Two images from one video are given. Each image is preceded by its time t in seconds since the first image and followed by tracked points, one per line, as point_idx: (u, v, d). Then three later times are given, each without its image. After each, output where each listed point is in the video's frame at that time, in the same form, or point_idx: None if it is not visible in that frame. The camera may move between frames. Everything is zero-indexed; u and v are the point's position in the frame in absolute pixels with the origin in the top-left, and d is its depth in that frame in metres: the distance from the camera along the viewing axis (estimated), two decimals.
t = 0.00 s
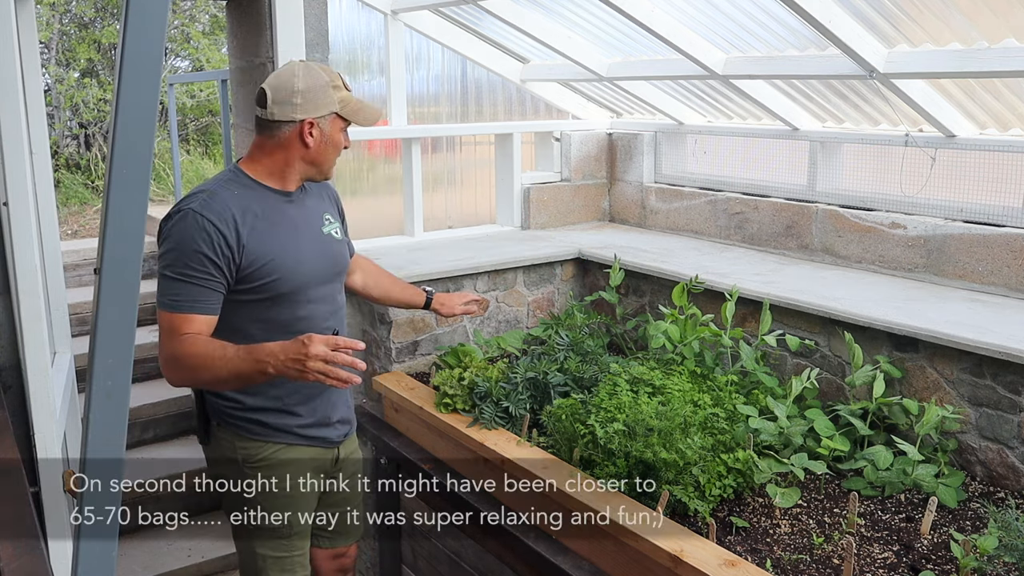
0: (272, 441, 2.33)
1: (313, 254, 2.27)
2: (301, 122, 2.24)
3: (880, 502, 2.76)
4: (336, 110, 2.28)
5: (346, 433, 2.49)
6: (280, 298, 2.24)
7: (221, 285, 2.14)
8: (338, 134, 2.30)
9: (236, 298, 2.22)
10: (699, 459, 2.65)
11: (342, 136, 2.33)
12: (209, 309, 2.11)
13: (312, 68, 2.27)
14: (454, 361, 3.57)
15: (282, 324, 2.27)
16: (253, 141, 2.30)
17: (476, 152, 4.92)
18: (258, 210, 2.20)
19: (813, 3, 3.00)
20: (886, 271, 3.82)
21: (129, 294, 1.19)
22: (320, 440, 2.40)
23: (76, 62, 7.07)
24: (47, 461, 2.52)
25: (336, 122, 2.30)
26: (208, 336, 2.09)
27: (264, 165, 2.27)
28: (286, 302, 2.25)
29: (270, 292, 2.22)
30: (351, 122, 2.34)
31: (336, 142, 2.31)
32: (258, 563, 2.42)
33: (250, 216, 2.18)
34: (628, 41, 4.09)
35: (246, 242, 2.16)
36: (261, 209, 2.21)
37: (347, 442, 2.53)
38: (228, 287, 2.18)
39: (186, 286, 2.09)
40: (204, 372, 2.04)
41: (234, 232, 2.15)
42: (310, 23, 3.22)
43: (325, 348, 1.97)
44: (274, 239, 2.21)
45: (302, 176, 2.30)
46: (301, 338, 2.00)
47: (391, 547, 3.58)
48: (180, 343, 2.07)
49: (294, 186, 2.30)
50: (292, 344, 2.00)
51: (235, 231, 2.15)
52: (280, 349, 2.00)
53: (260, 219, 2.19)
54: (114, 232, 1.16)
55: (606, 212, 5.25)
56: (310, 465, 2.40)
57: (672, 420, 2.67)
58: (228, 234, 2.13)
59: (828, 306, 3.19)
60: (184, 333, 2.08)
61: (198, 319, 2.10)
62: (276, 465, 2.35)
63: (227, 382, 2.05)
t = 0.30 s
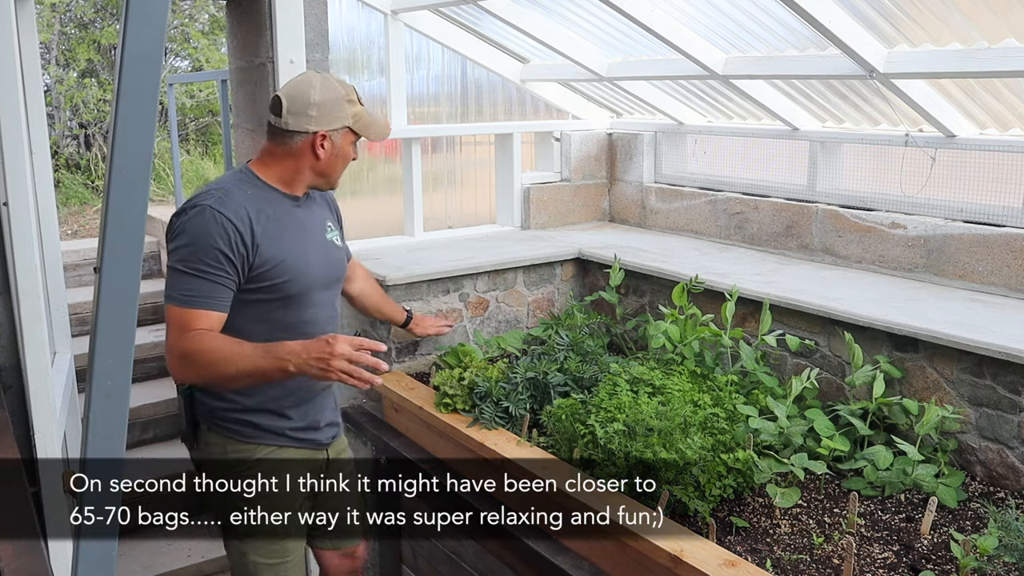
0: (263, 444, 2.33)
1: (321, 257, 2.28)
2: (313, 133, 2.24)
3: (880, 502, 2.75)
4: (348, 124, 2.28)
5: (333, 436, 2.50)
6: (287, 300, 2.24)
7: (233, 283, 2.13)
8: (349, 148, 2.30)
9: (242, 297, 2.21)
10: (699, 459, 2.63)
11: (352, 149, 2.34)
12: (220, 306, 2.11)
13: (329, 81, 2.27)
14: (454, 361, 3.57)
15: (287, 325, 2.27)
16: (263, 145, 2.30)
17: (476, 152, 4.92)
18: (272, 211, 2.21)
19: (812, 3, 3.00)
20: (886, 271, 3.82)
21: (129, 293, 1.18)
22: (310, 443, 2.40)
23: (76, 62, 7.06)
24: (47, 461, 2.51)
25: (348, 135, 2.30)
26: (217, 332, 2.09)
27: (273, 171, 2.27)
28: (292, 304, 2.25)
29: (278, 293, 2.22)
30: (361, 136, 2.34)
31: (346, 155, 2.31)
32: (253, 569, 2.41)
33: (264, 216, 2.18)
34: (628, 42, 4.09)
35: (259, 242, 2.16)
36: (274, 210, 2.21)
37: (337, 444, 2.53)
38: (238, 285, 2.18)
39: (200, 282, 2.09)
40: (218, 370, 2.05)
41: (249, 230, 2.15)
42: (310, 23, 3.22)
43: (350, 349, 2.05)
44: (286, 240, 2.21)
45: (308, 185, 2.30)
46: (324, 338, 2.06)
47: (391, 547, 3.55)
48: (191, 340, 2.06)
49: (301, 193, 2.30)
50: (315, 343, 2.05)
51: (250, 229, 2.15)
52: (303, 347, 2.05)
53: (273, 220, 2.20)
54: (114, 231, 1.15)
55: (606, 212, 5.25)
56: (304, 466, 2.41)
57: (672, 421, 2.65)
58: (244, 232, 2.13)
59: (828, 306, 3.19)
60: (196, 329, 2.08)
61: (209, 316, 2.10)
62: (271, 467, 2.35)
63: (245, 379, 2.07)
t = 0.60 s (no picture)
0: (253, 452, 2.33)
1: (320, 268, 2.28)
2: (318, 148, 2.25)
3: (880, 502, 2.75)
4: (353, 142, 2.29)
5: (325, 446, 2.49)
6: (285, 308, 2.24)
7: (232, 288, 2.13)
8: (352, 166, 2.31)
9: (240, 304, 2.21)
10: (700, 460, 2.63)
11: (356, 167, 2.34)
12: (220, 311, 2.10)
13: (338, 98, 2.29)
14: (454, 361, 3.56)
15: (284, 334, 2.26)
16: (269, 157, 2.32)
17: (476, 152, 4.92)
18: (273, 220, 2.21)
19: (813, 3, 3.01)
20: (886, 271, 3.82)
21: (129, 293, 1.18)
22: (298, 451, 2.40)
23: (76, 62, 7.04)
24: (47, 460, 2.49)
25: (352, 153, 2.31)
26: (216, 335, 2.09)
27: (275, 182, 2.28)
28: (289, 313, 2.25)
29: (276, 301, 2.22)
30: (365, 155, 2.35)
31: (349, 172, 2.32)
32: None
33: (264, 225, 2.19)
34: (628, 42, 4.09)
35: (260, 249, 2.16)
36: (275, 219, 2.22)
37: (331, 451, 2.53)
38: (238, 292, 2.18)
39: (200, 286, 2.08)
40: (219, 373, 2.05)
41: (251, 237, 2.16)
42: (310, 23, 3.22)
43: (353, 354, 2.07)
44: (286, 249, 2.22)
45: (308, 198, 2.31)
46: (327, 344, 2.09)
47: (391, 548, 3.54)
48: (190, 342, 2.06)
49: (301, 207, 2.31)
50: (318, 348, 2.08)
51: (251, 237, 2.16)
52: (306, 353, 2.07)
53: (273, 229, 2.21)
54: (114, 232, 1.15)
55: (606, 212, 5.25)
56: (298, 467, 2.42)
57: (672, 421, 2.65)
58: (245, 238, 2.14)
59: (828, 306, 3.19)
60: (195, 332, 2.07)
61: (209, 319, 2.09)
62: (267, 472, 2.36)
63: (246, 383, 2.07)
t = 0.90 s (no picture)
0: (253, 447, 2.34)
1: (313, 262, 2.28)
2: (307, 140, 2.24)
3: (880, 502, 2.75)
4: (343, 132, 2.27)
5: (324, 440, 2.49)
6: (279, 303, 2.24)
7: (226, 284, 2.13)
8: (343, 156, 2.30)
9: (235, 299, 2.22)
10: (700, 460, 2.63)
11: (348, 158, 2.33)
12: (214, 307, 2.11)
13: (326, 89, 2.27)
14: (454, 361, 3.57)
15: (280, 329, 2.27)
16: (260, 150, 2.32)
17: (476, 152, 4.93)
18: (265, 215, 2.21)
19: (813, 3, 3.01)
20: (886, 271, 3.82)
21: (128, 293, 1.18)
22: (298, 446, 2.40)
23: (76, 62, 7.04)
24: (47, 460, 2.49)
25: (343, 144, 2.29)
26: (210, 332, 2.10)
27: (266, 175, 2.28)
28: (284, 308, 2.25)
29: (270, 296, 2.22)
30: (357, 145, 2.33)
31: (341, 162, 2.30)
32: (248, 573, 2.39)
33: (256, 220, 2.19)
34: (628, 42, 4.09)
35: (252, 245, 2.16)
36: (267, 214, 2.22)
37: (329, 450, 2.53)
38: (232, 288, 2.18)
39: (193, 284, 2.09)
40: (214, 369, 2.06)
41: (243, 233, 2.15)
42: (310, 23, 3.22)
43: (346, 351, 2.08)
44: (279, 244, 2.21)
45: (301, 190, 2.31)
46: (321, 341, 2.10)
47: (391, 547, 3.54)
48: (184, 340, 2.07)
49: (294, 199, 2.31)
50: (312, 346, 2.09)
51: (243, 232, 2.15)
52: (300, 350, 2.08)
53: (266, 224, 2.20)
54: (114, 232, 1.15)
55: (606, 212, 5.25)
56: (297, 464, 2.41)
57: (672, 421, 2.65)
58: (237, 234, 2.13)
59: (828, 306, 3.19)
60: (189, 330, 2.08)
61: (203, 317, 2.09)
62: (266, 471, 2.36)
63: (241, 380, 2.09)
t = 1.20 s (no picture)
0: (255, 442, 2.33)
1: (308, 255, 2.27)
2: (297, 130, 2.23)
3: (880, 502, 2.75)
4: (333, 120, 2.26)
5: (327, 433, 2.49)
6: (275, 298, 2.24)
7: (221, 282, 2.13)
8: (335, 145, 2.29)
9: (232, 295, 2.22)
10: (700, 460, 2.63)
11: (339, 146, 2.32)
12: (209, 305, 2.11)
13: (313, 78, 2.26)
14: (454, 361, 3.57)
15: (278, 323, 2.27)
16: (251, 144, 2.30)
17: (476, 152, 4.93)
18: (258, 210, 2.20)
19: (812, 3, 3.01)
20: (886, 271, 3.82)
21: (128, 293, 1.18)
22: (301, 440, 2.40)
23: (76, 62, 7.04)
24: (47, 460, 2.49)
25: (334, 132, 2.28)
26: (207, 330, 2.10)
27: (258, 169, 2.27)
28: (281, 302, 2.25)
29: (266, 291, 2.22)
30: (348, 133, 2.33)
31: (332, 151, 2.29)
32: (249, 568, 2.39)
33: (250, 215, 2.18)
34: (628, 42, 4.09)
35: (247, 240, 2.16)
36: (261, 208, 2.21)
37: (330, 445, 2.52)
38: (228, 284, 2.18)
39: (188, 282, 2.09)
40: (211, 367, 2.06)
41: (236, 229, 2.15)
42: (310, 23, 3.22)
43: (342, 345, 2.08)
44: (274, 239, 2.21)
45: (293, 180, 2.29)
46: (316, 336, 2.10)
47: (391, 547, 3.54)
48: (181, 339, 2.07)
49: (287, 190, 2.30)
50: (306, 341, 2.09)
51: (236, 228, 2.15)
52: (295, 345, 2.08)
53: (260, 218, 2.20)
54: (114, 232, 1.15)
55: (606, 212, 5.25)
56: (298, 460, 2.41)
57: (672, 421, 2.65)
58: (230, 231, 2.13)
59: (828, 306, 3.19)
60: (186, 328, 2.08)
61: (199, 315, 2.10)
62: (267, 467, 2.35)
63: (238, 377, 2.09)
